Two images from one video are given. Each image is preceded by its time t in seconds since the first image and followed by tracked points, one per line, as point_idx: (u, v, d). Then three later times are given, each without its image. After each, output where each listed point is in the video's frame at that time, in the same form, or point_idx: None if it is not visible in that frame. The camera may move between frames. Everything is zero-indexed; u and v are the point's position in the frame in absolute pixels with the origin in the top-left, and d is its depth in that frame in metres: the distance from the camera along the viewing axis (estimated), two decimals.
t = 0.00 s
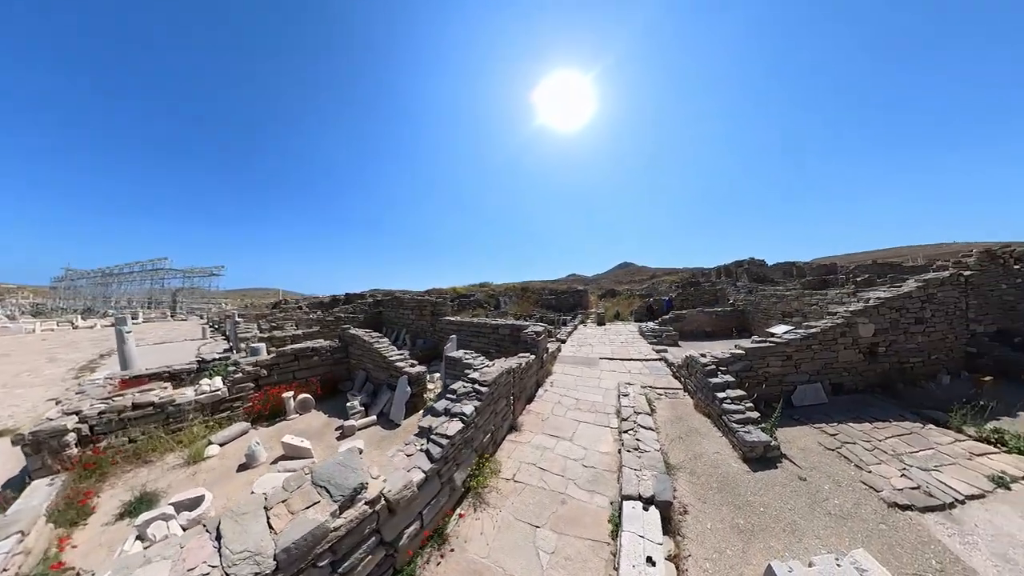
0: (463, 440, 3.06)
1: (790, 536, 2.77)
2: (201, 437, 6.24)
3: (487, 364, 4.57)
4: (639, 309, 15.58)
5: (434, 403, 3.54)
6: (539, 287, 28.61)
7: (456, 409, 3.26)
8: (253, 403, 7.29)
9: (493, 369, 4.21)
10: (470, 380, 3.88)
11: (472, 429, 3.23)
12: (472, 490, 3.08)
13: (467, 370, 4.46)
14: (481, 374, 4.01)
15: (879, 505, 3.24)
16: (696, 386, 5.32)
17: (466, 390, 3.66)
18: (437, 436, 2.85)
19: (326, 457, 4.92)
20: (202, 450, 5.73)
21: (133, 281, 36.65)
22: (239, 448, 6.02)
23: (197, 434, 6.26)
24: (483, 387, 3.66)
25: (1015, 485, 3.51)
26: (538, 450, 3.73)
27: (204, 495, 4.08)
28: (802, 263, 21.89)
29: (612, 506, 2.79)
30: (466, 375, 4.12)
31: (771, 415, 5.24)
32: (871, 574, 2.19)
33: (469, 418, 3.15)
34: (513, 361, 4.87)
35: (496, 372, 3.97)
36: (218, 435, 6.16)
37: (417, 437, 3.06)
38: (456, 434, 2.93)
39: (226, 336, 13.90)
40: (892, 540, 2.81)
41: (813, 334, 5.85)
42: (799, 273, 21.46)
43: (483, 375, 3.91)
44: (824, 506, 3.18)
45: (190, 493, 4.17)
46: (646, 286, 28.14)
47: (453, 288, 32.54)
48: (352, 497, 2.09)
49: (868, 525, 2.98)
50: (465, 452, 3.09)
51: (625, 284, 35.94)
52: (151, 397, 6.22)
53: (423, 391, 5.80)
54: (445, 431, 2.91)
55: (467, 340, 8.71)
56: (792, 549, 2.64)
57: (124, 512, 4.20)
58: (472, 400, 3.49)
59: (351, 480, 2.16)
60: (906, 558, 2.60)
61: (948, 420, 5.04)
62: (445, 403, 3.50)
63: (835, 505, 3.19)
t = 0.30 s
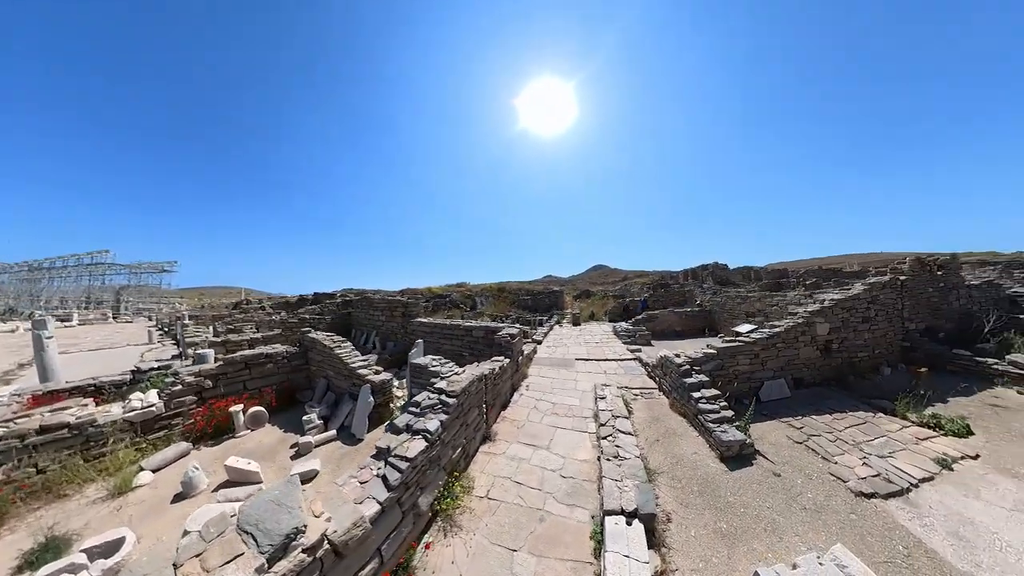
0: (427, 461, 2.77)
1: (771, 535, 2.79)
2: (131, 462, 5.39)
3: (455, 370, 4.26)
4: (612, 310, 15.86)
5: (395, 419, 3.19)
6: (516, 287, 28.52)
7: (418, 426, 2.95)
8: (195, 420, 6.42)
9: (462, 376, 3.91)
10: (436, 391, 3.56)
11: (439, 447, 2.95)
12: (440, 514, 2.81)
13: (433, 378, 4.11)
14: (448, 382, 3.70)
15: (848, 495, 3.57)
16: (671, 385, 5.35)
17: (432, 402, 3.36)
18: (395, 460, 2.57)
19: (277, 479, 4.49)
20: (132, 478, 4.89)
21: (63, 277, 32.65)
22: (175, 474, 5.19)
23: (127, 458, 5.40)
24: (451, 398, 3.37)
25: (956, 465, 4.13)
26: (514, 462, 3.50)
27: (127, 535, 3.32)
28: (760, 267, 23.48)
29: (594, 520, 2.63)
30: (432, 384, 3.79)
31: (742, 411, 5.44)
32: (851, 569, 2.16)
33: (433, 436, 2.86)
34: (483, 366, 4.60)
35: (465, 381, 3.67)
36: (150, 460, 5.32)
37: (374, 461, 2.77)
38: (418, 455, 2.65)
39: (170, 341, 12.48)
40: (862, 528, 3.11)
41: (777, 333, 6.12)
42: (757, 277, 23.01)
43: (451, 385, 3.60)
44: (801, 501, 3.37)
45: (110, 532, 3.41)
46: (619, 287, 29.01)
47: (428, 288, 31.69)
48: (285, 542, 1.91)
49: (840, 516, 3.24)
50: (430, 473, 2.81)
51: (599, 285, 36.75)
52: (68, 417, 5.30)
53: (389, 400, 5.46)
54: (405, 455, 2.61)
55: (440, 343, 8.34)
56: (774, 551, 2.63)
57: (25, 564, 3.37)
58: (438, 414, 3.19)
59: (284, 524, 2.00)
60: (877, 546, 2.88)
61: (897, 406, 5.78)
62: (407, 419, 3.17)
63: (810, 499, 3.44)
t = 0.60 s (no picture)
0: (392, 485, 2.50)
1: (757, 532, 2.83)
2: (42, 497, 4.56)
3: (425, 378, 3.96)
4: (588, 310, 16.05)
5: (355, 438, 2.88)
6: (494, 288, 28.24)
7: (381, 446, 2.65)
8: (128, 441, 5.59)
9: (432, 384, 3.62)
10: (402, 404, 3.26)
11: (406, 469, 2.67)
12: (411, 542, 2.56)
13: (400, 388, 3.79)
14: (416, 393, 3.40)
15: (821, 482, 3.91)
16: (649, 384, 5.37)
17: (397, 417, 3.05)
18: (350, 491, 2.27)
19: (223, 509, 4.10)
20: (41, 518, 4.07)
21: None
22: (97, 512, 4.39)
23: (39, 492, 4.56)
24: (419, 411, 3.08)
25: (907, 448, 4.72)
26: (493, 475, 3.28)
27: None
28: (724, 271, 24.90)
29: (581, 534, 2.48)
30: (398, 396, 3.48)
31: (717, 406, 5.63)
32: (835, 560, 2.33)
33: (397, 458, 2.57)
34: (456, 372, 4.33)
35: (435, 391, 3.36)
36: (67, 494, 4.49)
37: (331, 491, 2.50)
38: (378, 483, 2.35)
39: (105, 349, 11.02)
40: (838, 516, 3.39)
41: (746, 332, 6.37)
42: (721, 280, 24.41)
43: (419, 395, 3.31)
44: (781, 493, 3.57)
45: None
46: (595, 288, 29.73)
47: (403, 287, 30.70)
48: None
49: (817, 504, 3.54)
50: (396, 499, 2.54)
51: (575, 286, 37.34)
52: None
53: (354, 411, 5.22)
54: (365, 482, 2.32)
55: (414, 345, 7.95)
56: (761, 549, 2.64)
57: None
58: (406, 430, 2.90)
59: None
60: (852, 531, 3.16)
61: (850, 399, 6.44)
62: (368, 438, 2.86)
63: (790, 490, 3.71)
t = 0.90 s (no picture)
0: (347, 516, 2.26)
1: (740, 531, 2.92)
2: None
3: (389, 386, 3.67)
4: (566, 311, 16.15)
5: (305, 462, 2.58)
6: (471, 288, 27.78)
7: (335, 473, 2.40)
8: (41, 472, 4.74)
9: (397, 395, 3.35)
10: (360, 420, 2.97)
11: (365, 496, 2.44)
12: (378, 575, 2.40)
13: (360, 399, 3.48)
14: (378, 406, 3.12)
15: (794, 474, 4.19)
16: (627, 385, 5.34)
17: (354, 438, 2.77)
18: (294, 529, 2.04)
19: (156, 548, 3.67)
20: None
21: None
22: None
23: None
24: (381, 427, 2.82)
25: (864, 435, 5.34)
26: (467, 492, 3.15)
27: None
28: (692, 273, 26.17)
29: (565, 551, 2.40)
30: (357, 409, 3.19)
31: (693, 403, 5.78)
32: (817, 555, 2.38)
33: (351, 486, 2.32)
34: (425, 380, 4.06)
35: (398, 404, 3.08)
36: None
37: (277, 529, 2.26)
38: (329, 518, 2.12)
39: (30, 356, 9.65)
40: (813, 506, 3.69)
41: (716, 332, 6.59)
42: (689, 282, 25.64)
43: (380, 409, 3.04)
44: (759, 489, 3.77)
45: None
46: (573, 288, 30.21)
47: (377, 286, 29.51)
48: None
49: (793, 497, 3.78)
50: (354, 532, 2.33)
51: (552, 287, 37.64)
52: None
53: (312, 425, 4.88)
54: (313, 519, 2.08)
55: (386, 349, 7.55)
56: (744, 549, 2.73)
57: None
58: (364, 451, 2.65)
59: None
60: (827, 521, 3.45)
61: (808, 393, 7.00)
62: (320, 462, 2.58)
63: (767, 484, 3.91)
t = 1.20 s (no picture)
0: (302, 555, 2.09)
1: (732, 535, 3.06)
2: None
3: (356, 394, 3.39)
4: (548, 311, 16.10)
5: (255, 492, 2.40)
6: (452, 288, 27.24)
7: (287, 506, 2.21)
8: None
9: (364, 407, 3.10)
10: (319, 439, 2.73)
11: (325, 530, 2.28)
12: None
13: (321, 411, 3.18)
14: (341, 421, 2.86)
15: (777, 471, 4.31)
16: (612, 386, 5.28)
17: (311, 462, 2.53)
18: None
19: None
20: None
21: None
22: None
23: None
24: (343, 448, 2.60)
25: (837, 427, 5.67)
26: (445, 512, 3.23)
27: None
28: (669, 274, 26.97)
29: (554, 570, 2.52)
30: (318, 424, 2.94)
31: (676, 403, 5.86)
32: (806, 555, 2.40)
33: (305, 523, 2.14)
34: (398, 389, 3.83)
35: (362, 421, 2.82)
36: None
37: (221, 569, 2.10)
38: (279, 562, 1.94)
39: None
40: (797, 503, 3.82)
41: (697, 332, 6.70)
42: (666, 283, 26.43)
43: (342, 426, 2.77)
44: (746, 489, 3.88)
45: None
46: (556, 289, 30.36)
47: (354, 286, 28.37)
48: None
49: (779, 495, 3.91)
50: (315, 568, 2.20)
51: (534, 287, 37.64)
52: None
53: (274, 441, 4.51)
54: (259, 564, 1.89)
55: (362, 354, 7.18)
56: (737, 554, 2.82)
57: None
58: (323, 476, 2.44)
59: None
60: (813, 518, 3.60)
61: (782, 390, 7.30)
62: (271, 492, 2.39)
63: (754, 484, 3.98)
